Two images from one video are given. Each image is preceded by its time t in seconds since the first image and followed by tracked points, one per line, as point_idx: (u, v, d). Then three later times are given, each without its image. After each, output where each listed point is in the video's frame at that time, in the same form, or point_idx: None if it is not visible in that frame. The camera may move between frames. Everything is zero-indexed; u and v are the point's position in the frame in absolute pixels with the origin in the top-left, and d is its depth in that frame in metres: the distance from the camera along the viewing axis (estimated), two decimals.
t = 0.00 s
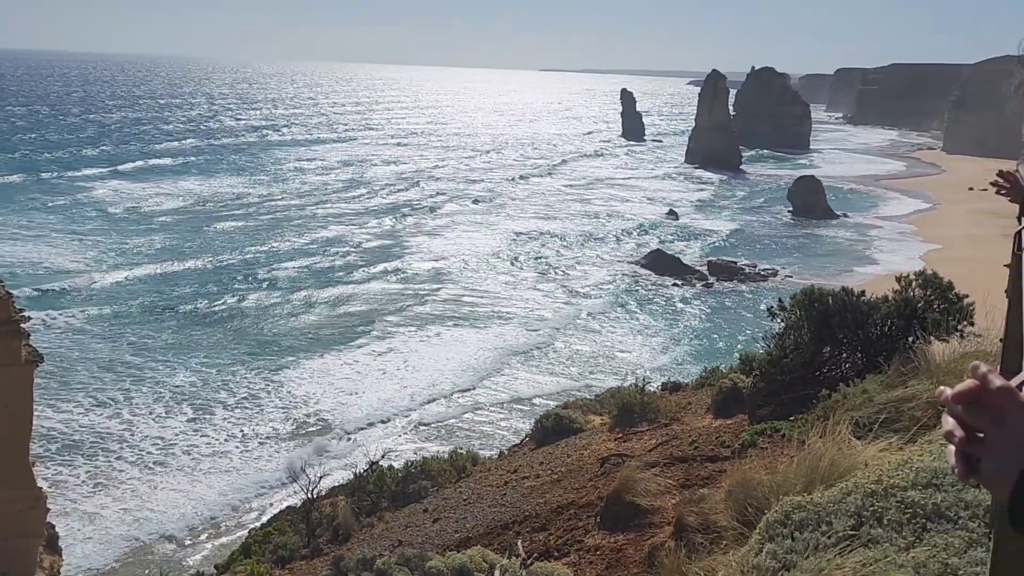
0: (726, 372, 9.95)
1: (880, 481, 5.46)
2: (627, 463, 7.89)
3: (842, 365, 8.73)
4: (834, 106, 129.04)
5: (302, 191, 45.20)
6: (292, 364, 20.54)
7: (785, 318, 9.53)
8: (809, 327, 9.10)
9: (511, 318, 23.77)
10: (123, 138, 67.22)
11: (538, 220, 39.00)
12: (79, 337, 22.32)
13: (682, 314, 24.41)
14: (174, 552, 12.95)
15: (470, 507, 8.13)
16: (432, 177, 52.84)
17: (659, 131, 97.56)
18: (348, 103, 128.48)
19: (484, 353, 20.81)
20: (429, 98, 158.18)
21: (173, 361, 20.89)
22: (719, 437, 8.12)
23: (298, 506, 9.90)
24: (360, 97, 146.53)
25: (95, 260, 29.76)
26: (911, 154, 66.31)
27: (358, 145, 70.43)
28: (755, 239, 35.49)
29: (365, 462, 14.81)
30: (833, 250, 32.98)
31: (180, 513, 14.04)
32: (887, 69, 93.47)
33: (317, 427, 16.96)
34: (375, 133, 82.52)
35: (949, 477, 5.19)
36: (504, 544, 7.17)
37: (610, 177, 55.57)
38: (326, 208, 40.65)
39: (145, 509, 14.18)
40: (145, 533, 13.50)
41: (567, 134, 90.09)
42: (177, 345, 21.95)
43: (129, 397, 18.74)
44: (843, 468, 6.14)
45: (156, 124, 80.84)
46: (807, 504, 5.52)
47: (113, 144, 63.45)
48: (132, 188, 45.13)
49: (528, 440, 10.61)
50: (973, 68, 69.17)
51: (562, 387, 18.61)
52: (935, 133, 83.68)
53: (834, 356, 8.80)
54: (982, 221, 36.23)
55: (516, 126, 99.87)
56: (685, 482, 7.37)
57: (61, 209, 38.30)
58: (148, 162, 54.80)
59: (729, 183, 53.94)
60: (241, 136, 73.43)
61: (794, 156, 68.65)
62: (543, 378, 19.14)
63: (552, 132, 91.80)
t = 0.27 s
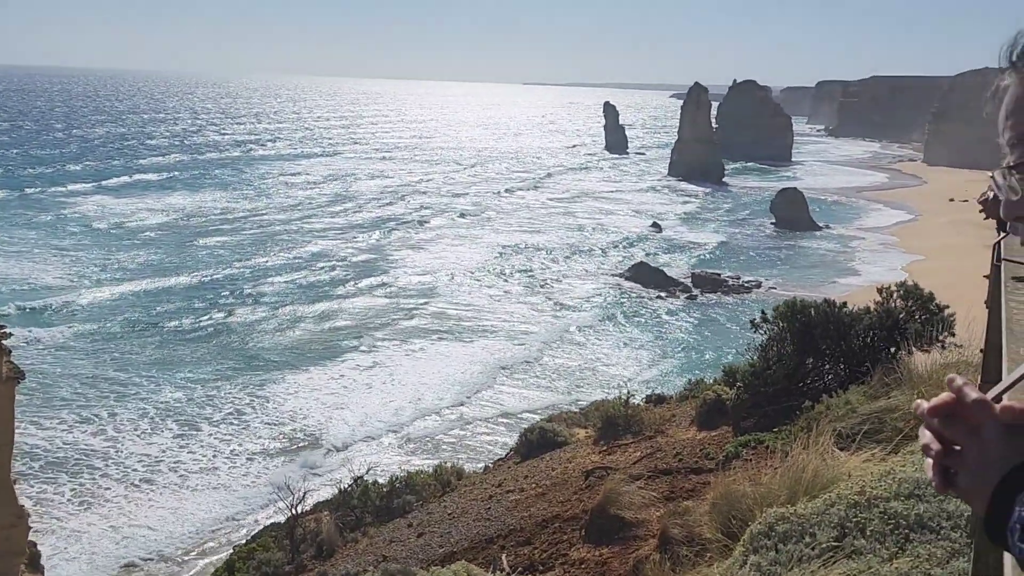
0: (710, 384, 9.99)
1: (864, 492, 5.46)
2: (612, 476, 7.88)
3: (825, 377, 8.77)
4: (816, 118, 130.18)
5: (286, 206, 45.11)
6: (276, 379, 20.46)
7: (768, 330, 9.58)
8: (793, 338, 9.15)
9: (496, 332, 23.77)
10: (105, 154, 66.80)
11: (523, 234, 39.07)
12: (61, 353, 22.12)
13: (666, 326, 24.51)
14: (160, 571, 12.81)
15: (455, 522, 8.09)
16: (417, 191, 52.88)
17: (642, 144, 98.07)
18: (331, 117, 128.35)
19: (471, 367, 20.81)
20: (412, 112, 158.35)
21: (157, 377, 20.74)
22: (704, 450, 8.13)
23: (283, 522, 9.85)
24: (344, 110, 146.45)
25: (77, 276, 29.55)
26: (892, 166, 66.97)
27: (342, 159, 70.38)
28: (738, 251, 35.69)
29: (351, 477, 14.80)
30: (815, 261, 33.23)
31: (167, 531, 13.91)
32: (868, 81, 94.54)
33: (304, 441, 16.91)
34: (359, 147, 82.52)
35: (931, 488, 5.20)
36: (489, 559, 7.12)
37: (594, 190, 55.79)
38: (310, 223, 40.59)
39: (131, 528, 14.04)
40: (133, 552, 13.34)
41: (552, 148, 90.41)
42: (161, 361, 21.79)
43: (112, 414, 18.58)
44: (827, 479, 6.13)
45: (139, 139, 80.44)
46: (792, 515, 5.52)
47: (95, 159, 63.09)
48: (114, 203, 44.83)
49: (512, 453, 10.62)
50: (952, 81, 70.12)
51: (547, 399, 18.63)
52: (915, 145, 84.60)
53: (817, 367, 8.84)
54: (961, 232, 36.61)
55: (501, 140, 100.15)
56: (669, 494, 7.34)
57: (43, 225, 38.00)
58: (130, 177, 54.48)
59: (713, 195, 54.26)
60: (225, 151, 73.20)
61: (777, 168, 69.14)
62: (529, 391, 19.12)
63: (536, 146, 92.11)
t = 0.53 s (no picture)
0: (701, 396, 10.00)
1: (855, 506, 5.46)
2: (603, 489, 7.86)
3: (816, 389, 8.78)
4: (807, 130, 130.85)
5: (278, 220, 45.07)
6: (269, 393, 20.42)
7: (759, 343, 9.60)
8: (784, 350, 9.18)
9: (489, 345, 23.77)
10: (96, 168, 66.68)
11: (515, 247, 39.12)
12: (52, 368, 22.01)
13: (658, 338, 24.55)
14: None
15: (447, 536, 8.06)
16: (409, 204, 52.92)
17: (635, 156, 98.36)
18: (323, 130, 128.43)
19: (464, 380, 20.80)
20: (403, 125, 158.40)
21: (150, 392, 20.66)
22: (696, 464, 8.12)
23: (274, 538, 9.81)
24: (336, 124, 146.54)
25: (68, 291, 29.45)
26: (882, 177, 67.32)
27: (334, 172, 70.38)
28: (730, 263, 35.81)
29: (343, 491, 14.78)
30: (807, 272, 33.36)
31: (162, 547, 13.84)
32: (858, 93, 95.17)
33: (298, 455, 16.86)
34: (351, 160, 82.55)
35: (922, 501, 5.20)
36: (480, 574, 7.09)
37: (586, 202, 55.94)
38: (303, 236, 40.57)
39: (126, 545, 13.96)
40: (127, 568, 13.26)
41: (544, 160, 90.58)
42: (153, 376, 21.70)
43: (104, 429, 18.49)
44: (818, 492, 6.11)
45: (131, 153, 80.36)
46: (783, 528, 5.50)
47: (86, 173, 62.97)
48: (106, 217, 44.73)
49: (505, 466, 10.62)
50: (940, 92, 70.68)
51: (539, 413, 18.63)
52: (905, 156, 85.11)
53: (809, 380, 8.85)
54: (952, 243, 36.80)
55: (493, 152, 100.41)
56: (661, 507, 7.33)
57: (34, 239, 37.88)
58: (122, 191, 54.38)
59: (705, 207, 54.43)
60: (217, 164, 73.16)
61: (769, 180, 69.42)
62: (522, 405, 19.11)
63: (529, 158, 92.36)
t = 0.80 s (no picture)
0: (700, 408, 10.00)
1: (853, 519, 5.44)
2: (601, 503, 7.84)
3: (814, 402, 8.78)
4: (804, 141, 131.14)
5: (276, 232, 45.10)
6: (267, 406, 20.41)
7: (756, 354, 9.60)
8: (781, 362, 9.19)
9: (487, 357, 23.77)
10: (95, 180, 66.78)
11: (513, 259, 39.15)
12: (49, 381, 21.98)
13: (656, 350, 24.58)
14: None
15: (444, 550, 8.04)
16: (407, 216, 52.97)
17: (632, 167, 98.51)
18: (321, 143, 128.63)
19: (463, 392, 20.79)
20: (401, 137, 158.47)
21: (148, 405, 20.63)
22: (694, 476, 8.12)
23: (271, 552, 9.79)
24: (333, 136, 146.72)
25: (66, 304, 29.43)
26: (880, 188, 67.48)
27: (332, 185, 70.45)
28: (728, 274, 35.86)
29: (341, 504, 14.77)
30: (804, 283, 33.40)
31: (162, 561, 13.80)
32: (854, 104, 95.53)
33: (296, 468, 16.85)
34: (350, 172, 82.65)
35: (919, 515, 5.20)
36: None
37: (584, 214, 56.02)
38: (301, 249, 40.58)
39: (125, 559, 13.92)
40: None
41: (542, 172, 90.68)
42: (151, 389, 21.67)
43: (102, 442, 18.49)
44: (815, 506, 6.09)
45: (130, 166, 80.44)
46: (781, 542, 5.49)
47: (84, 186, 62.99)
48: (105, 230, 44.75)
49: (502, 480, 10.61)
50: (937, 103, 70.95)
51: (535, 425, 18.65)
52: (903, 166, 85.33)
53: (806, 392, 8.85)
54: (949, 254, 36.88)
55: (491, 164, 100.62)
56: (659, 520, 7.31)
57: (32, 252, 37.85)
58: (120, 204, 54.39)
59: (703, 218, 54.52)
60: (215, 176, 73.26)
61: (766, 192, 69.57)
62: (520, 417, 19.11)
63: (527, 170, 92.55)
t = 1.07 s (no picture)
0: (703, 419, 9.98)
1: (858, 531, 5.42)
2: (605, 514, 7.81)
3: (819, 412, 8.75)
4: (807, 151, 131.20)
5: (280, 242, 45.18)
6: (271, 416, 20.41)
7: (760, 365, 9.59)
8: (785, 373, 9.17)
9: (491, 367, 23.75)
10: (100, 191, 67.03)
11: (516, 268, 39.17)
12: (54, 391, 22.01)
13: (659, 360, 24.55)
14: None
15: (448, 560, 8.02)
16: (411, 226, 53.05)
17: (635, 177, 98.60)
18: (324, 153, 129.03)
19: (467, 402, 20.77)
20: (404, 147, 158.85)
21: (152, 414, 20.65)
22: (698, 487, 8.09)
23: (274, 563, 9.77)
24: (337, 146, 147.22)
25: (71, 314, 29.49)
26: (883, 197, 67.47)
27: (337, 195, 70.63)
28: (731, 283, 35.84)
29: (343, 514, 14.75)
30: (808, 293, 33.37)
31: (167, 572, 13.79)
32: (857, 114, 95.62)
33: (300, 479, 16.84)
34: (354, 182, 82.85)
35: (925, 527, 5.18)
36: None
37: (588, 223, 56.06)
38: (305, 259, 40.64)
39: (130, 569, 13.91)
40: None
41: (545, 182, 90.79)
42: (155, 398, 21.69)
43: (107, 451, 18.51)
44: (821, 517, 6.06)
45: (135, 176, 80.76)
46: (786, 553, 5.47)
47: (90, 196, 63.19)
48: (110, 240, 44.90)
49: (505, 491, 10.60)
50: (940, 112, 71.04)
51: (537, 434, 18.64)
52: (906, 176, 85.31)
53: (810, 403, 8.84)
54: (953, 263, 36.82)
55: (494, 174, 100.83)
56: (663, 531, 7.27)
57: (37, 263, 37.97)
58: (125, 214, 54.56)
59: (706, 228, 54.51)
60: (220, 186, 73.51)
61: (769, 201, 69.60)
62: (524, 427, 19.08)
63: (530, 180, 92.72)
